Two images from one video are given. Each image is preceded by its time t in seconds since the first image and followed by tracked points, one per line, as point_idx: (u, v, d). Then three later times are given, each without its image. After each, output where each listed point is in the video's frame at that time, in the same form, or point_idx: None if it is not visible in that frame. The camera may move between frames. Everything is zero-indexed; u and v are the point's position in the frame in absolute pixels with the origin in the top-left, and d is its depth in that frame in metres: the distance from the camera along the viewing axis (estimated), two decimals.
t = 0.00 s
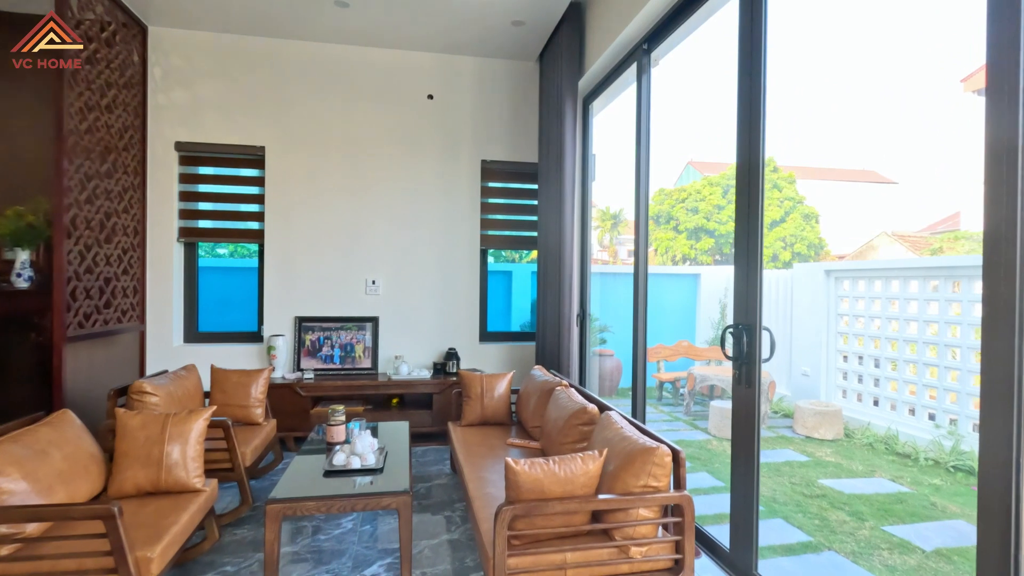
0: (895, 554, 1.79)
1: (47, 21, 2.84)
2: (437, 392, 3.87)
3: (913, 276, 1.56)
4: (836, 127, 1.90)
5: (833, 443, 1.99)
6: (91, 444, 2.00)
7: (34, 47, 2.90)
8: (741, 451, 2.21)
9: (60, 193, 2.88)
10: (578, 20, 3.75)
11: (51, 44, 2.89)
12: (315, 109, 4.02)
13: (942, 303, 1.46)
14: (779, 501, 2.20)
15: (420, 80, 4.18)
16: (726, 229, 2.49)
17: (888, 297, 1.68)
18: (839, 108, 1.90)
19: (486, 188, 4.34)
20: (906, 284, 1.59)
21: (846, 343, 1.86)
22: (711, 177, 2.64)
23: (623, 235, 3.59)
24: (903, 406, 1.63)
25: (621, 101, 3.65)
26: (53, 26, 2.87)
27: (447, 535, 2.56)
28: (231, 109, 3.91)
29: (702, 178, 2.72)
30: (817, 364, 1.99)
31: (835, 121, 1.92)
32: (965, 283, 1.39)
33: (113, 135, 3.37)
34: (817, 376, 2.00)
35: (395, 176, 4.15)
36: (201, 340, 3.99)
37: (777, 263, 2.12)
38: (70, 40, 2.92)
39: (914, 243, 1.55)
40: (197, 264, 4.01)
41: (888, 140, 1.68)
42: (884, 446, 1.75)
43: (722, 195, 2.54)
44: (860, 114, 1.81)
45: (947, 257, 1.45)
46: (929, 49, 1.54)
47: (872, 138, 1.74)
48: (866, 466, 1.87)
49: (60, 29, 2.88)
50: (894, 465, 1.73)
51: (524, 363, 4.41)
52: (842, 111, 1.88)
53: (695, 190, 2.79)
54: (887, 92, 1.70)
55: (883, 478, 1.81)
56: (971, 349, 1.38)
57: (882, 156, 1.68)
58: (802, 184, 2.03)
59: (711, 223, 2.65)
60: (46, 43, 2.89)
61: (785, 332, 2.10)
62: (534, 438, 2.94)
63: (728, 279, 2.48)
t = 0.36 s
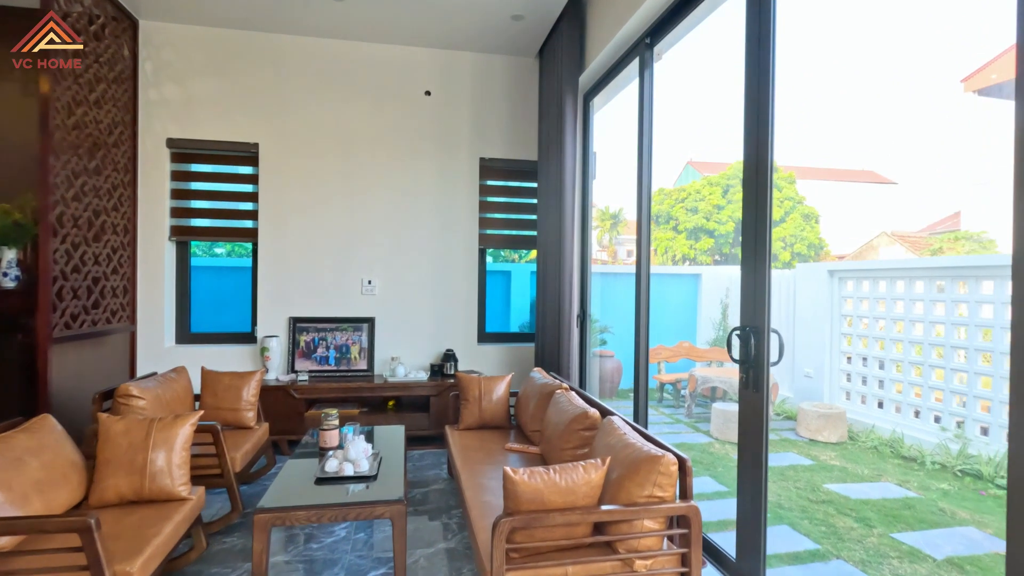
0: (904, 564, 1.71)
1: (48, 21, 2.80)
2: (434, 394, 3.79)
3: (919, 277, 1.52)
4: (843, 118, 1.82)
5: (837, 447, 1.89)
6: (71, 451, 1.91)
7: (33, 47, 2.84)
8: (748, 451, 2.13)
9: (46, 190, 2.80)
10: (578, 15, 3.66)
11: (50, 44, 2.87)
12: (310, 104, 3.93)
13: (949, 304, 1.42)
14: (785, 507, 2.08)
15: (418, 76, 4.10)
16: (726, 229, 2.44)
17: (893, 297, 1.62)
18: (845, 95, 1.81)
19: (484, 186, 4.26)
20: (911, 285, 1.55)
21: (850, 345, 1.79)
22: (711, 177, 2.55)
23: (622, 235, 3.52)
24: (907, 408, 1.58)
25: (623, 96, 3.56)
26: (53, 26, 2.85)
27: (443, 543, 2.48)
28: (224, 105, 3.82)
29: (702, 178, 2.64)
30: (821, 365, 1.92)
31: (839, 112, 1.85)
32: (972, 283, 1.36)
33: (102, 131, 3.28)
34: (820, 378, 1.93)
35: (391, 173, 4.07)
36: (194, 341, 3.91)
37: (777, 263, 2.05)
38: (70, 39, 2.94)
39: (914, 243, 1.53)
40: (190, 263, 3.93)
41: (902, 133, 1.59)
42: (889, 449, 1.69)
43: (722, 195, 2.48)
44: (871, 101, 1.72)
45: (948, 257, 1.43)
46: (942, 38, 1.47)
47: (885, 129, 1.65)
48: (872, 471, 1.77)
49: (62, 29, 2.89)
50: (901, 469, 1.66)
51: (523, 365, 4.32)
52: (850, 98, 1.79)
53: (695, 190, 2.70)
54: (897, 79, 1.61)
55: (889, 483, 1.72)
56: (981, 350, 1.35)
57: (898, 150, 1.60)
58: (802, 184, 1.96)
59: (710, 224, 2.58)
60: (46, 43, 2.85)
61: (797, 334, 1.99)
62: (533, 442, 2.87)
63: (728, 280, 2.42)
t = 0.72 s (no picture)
0: None
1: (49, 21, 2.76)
2: (435, 396, 3.69)
3: (934, 277, 1.40)
4: (845, 114, 1.71)
5: (850, 451, 1.76)
6: (53, 457, 1.82)
7: (32, 47, 2.72)
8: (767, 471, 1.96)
9: (34, 186, 2.72)
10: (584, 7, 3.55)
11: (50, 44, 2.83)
12: (309, 99, 3.84)
13: (965, 305, 1.32)
14: (797, 514, 1.92)
15: (418, 70, 4.00)
16: (729, 230, 2.38)
17: (905, 298, 1.50)
18: (857, 85, 1.68)
19: (487, 183, 4.16)
20: (926, 284, 1.43)
21: (862, 346, 1.66)
22: (715, 176, 2.47)
23: (626, 235, 3.44)
24: (921, 411, 1.48)
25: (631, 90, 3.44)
26: (53, 26, 2.81)
27: (443, 553, 2.38)
28: (221, 99, 3.73)
29: (707, 177, 2.55)
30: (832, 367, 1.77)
31: (840, 110, 1.74)
32: (990, 283, 1.26)
33: (95, 125, 3.20)
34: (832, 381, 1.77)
35: (391, 170, 3.97)
36: (190, 341, 3.83)
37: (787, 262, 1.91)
38: (69, 39, 2.93)
39: (920, 244, 1.45)
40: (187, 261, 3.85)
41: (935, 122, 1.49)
42: (903, 454, 1.58)
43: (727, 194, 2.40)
44: (871, 101, 1.63)
45: (954, 258, 1.35)
46: (965, 20, 1.35)
47: (887, 126, 1.56)
48: (884, 475, 1.66)
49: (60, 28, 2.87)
50: (916, 475, 1.54)
51: (527, 366, 4.21)
52: (863, 89, 1.67)
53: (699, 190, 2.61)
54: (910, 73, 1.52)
55: (903, 489, 1.60)
56: (1000, 353, 1.26)
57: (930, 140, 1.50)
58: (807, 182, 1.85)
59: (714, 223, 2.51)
60: (45, 42, 2.78)
61: (818, 335, 1.81)
62: (537, 448, 2.77)
63: (734, 279, 2.33)
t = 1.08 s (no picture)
0: None
1: (48, 21, 2.69)
2: (447, 395, 3.61)
3: (965, 274, 1.31)
4: (870, 101, 1.59)
5: (875, 455, 1.64)
6: (56, 454, 1.76)
7: (33, 48, 2.68)
8: (792, 473, 1.78)
9: (45, 179, 2.69)
10: None
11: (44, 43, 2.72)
12: (321, 93, 3.79)
13: (1001, 303, 1.22)
14: (824, 521, 1.77)
15: (430, 63, 3.93)
16: (746, 229, 2.27)
17: (934, 297, 1.40)
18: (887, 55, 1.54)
19: (501, 178, 4.07)
20: (956, 282, 1.33)
21: (887, 346, 1.55)
22: (731, 174, 2.40)
23: (641, 233, 3.37)
24: (951, 414, 1.38)
25: (650, 81, 3.33)
26: (54, 27, 2.74)
27: (455, 557, 2.30)
28: (232, 93, 3.70)
29: (723, 175, 2.48)
30: (855, 367, 1.63)
31: (862, 96, 1.61)
32: None
33: (105, 119, 3.18)
34: (855, 382, 1.64)
35: (403, 164, 3.90)
36: (201, 337, 3.80)
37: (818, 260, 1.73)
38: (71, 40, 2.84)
39: (942, 242, 1.37)
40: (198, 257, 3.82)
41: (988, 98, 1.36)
42: (931, 458, 1.48)
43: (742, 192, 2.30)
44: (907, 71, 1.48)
45: (981, 256, 1.27)
46: None
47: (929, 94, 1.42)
48: (913, 481, 1.55)
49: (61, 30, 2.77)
50: (946, 480, 1.45)
51: (540, 364, 4.13)
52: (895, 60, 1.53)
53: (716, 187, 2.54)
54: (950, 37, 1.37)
55: (934, 495, 1.50)
56: None
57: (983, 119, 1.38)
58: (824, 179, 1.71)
59: (731, 221, 2.41)
60: (46, 42, 2.71)
61: (855, 334, 1.63)
62: (552, 449, 2.68)
63: (753, 277, 2.22)
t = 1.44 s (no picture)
0: None
1: (49, 21, 3.08)
2: (481, 388, 3.59)
3: None
4: (933, 75, 1.46)
5: (930, 461, 1.51)
6: (103, 437, 1.80)
7: (34, 47, 3.16)
8: (842, 476, 1.67)
9: (96, 174, 2.79)
10: None
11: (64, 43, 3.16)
12: (358, 88, 3.83)
13: None
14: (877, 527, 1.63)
15: (464, 55, 3.92)
16: (789, 225, 2.17)
17: (996, 294, 1.28)
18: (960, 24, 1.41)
19: (535, 171, 4.03)
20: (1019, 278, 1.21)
21: (944, 346, 1.43)
22: (772, 170, 2.30)
23: (676, 231, 3.29)
24: (1016, 419, 1.26)
25: (689, 69, 3.23)
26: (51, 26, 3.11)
27: (488, 551, 2.28)
28: (271, 88, 3.76)
29: (763, 171, 2.38)
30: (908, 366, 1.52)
31: (923, 69, 1.48)
32: None
33: (152, 115, 3.28)
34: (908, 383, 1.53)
35: (437, 158, 3.90)
36: (242, 329, 3.90)
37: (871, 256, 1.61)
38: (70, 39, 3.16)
39: (1002, 240, 1.25)
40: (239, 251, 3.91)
41: None
42: (993, 465, 1.34)
43: (785, 188, 2.20)
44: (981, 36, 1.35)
45: None
46: None
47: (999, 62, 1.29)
48: (976, 488, 1.41)
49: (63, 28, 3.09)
50: (1011, 488, 1.31)
51: (575, 360, 4.06)
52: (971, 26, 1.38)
53: (755, 185, 2.43)
54: None
55: (999, 504, 1.36)
56: None
57: None
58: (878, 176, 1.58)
59: (772, 219, 2.30)
60: (45, 43, 3.15)
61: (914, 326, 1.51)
62: (587, 444, 2.62)
63: (797, 274, 2.12)
